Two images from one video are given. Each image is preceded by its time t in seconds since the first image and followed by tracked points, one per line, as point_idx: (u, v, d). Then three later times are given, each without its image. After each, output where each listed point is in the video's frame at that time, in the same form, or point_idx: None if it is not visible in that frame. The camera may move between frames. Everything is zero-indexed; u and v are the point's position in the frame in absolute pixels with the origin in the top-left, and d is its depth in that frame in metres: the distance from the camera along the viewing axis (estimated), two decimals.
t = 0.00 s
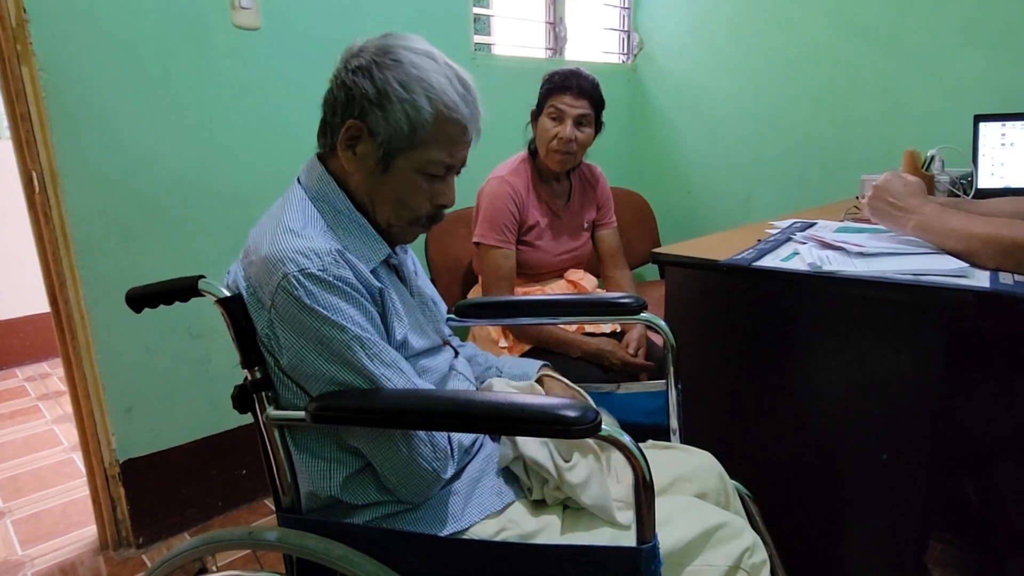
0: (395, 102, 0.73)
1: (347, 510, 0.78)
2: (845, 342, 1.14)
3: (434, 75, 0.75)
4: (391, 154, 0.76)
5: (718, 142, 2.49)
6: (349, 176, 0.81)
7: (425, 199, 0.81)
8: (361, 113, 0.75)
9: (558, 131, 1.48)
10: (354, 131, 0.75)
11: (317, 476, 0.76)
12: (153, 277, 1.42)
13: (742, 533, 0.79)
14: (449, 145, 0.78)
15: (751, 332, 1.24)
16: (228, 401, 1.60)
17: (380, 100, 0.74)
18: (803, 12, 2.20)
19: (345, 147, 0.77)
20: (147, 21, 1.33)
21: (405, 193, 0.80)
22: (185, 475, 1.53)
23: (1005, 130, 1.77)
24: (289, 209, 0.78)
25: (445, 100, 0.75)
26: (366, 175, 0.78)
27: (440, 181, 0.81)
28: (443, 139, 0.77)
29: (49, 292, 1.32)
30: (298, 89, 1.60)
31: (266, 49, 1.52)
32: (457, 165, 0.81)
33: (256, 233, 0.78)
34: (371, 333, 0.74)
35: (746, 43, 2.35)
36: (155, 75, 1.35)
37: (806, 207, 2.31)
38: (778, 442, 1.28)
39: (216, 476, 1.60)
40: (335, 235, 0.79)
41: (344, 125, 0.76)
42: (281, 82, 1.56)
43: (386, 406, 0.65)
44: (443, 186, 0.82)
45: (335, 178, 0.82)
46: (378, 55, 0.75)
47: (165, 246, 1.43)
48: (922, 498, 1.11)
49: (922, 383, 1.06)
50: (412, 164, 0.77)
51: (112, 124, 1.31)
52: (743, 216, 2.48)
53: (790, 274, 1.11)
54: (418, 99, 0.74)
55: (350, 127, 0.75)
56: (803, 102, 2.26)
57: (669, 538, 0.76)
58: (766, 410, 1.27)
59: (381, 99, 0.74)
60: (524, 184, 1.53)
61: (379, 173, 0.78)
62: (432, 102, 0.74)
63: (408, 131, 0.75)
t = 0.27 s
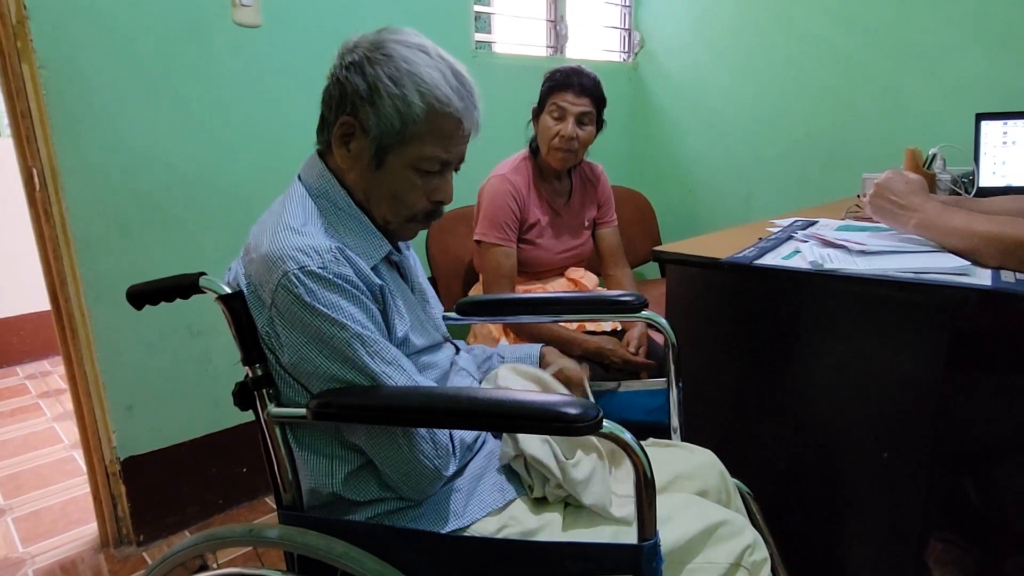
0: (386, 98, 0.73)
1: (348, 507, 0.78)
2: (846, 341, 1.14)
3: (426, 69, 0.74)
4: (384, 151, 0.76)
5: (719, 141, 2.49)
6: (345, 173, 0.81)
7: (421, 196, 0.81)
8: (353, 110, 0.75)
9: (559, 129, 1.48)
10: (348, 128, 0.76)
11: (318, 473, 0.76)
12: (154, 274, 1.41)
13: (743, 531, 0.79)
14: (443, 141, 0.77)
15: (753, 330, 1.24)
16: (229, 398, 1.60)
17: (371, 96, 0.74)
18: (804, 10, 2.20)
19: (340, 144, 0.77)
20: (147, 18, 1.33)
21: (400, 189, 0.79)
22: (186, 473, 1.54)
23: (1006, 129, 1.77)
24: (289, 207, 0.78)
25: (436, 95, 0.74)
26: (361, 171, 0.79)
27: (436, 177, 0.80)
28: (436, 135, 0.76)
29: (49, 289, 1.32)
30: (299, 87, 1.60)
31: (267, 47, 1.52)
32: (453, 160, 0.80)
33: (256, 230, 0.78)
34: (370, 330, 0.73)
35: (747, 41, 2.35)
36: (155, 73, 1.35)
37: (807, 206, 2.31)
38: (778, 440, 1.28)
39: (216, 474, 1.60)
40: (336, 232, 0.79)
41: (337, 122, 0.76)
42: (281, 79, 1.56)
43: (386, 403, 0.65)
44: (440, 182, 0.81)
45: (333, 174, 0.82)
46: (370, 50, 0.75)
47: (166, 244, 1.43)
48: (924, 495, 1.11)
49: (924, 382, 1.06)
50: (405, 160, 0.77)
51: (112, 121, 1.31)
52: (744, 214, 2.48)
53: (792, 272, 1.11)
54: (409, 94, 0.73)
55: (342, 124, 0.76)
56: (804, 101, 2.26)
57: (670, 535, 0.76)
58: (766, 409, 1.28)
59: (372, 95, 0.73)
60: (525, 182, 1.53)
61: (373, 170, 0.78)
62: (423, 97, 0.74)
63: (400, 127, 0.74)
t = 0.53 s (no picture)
0: (381, 95, 0.73)
1: (349, 505, 0.78)
2: (847, 340, 1.14)
3: (421, 66, 0.74)
4: (380, 149, 0.76)
5: (719, 139, 2.49)
6: (342, 171, 0.81)
7: (418, 193, 0.80)
8: (348, 108, 0.75)
9: (561, 128, 1.48)
10: (343, 126, 0.76)
11: (319, 471, 0.76)
12: (154, 273, 1.41)
13: (744, 530, 0.79)
14: (439, 138, 0.77)
15: (754, 329, 1.24)
16: (229, 397, 1.59)
17: (366, 94, 0.73)
18: (805, 9, 2.20)
19: (336, 142, 0.77)
20: (148, 16, 1.33)
21: (397, 187, 0.79)
22: (186, 472, 1.54)
23: (1007, 128, 1.77)
24: (289, 207, 0.77)
25: (432, 91, 0.74)
26: (358, 169, 0.79)
27: (433, 174, 0.80)
28: (432, 131, 0.76)
29: (50, 288, 1.32)
30: (300, 86, 1.60)
31: (267, 46, 1.52)
32: (450, 157, 0.80)
33: (256, 228, 0.78)
34: (368, 328, 0.73)
35: (748, 40, 2.35)
36: (156, 71, 1.35)
37: (807, 205, 2.31)
38: (779, 440, 1.28)
39: (216, 473, 1.60)
40: (336, 231, 0.79)
41: (333, 121, 0.76)
42: (282, 78, 1.56)
43: (385, 402, 0.64)
44: (437, 180, 0.81)
45: (331, 172, 0.81)
46: (364, 48, 0.75)
47: (166, 243, 1.43)
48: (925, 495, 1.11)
49: (925, 381, 1.06)
50: (401, 157, 0.77)
51: (112, 120, 1.31)
52: (744, 213, 2.47)
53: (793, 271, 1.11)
54: (404, 91, 0.73)
55: (338, 122, 0.75)
56: (805, 100, 2.26)
57: (671, 535, 0.76)
58: (767, 408, 1.28)
59: (367, 93, 0.73)
60: (526, 181, 1.53)
61: (370, 168, 0.78)
62: (418, 94, 0.74)
63: (395, 124, 0.74)
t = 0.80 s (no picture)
0: (390, 102, 0.73)
1: (349, 504, 0.79)
2: (847, 340, 1.14)
3: (431, 72, 0.74)
4: (388, 154, 0.76)
5: (720, 139, 2.49)
6: (346, 173, 0.81)
7: (424, 197, 0.81)
8: (357, 113, 0.75)
9: (562, 128, 1.48)
10: (351, 132, 0.76)
11: (320, 470, 0.76)
12: (155, 272, 1.42)
13: (744, 530, 0.79)
14: (447, 143, 0.78)
15: (754, 329, 1.24)
16: (230, 396, 1.60)
17: (376, 100, 0.73)
18: (806, 8, 2.20)
19: (343, 146, 0.77)
20: (148, 15, 1.33)
21: (404, 191, 0.80)
22: (187, 470, 1.54)
23: (1008, 128, 1.77)
24: (290, 207, 0.78)
25: (441, 98, 0.74)
26: (365, 173, 0.79)
27: (439, 178, 0.80)
28: (440, 137, 0.77)
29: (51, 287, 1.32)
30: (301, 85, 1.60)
31: (268, 45, 1.52)
32: (456, 162, 0.81)
33: (257, 228, 0.78)
34: (371, 329, 0.73)
35: (748, 40, 2.34)
36: (157, 70, 1.35)
37: (808, 204, 2.31)
38: (779, 439, 1.28)
39: (217, 472, 1.60)
40: (337, 231, 0.79)
41: (341, 125, 0.76)
42: (283, 77, 1.56)
43: (387, 403, 0.65)
44: (442, 184, 0.81)
45: (335, 174, 0.81)
46: (373, 53, 0.74)
47: (167, 241, 1.43)
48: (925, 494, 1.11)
49: (925, 381, 1.06)
50: (409, 163, 0.77)
51: (113, 119, 1.31)
52: (745, 213, 2.47)
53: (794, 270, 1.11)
54: (414, 99, 0.73)
55: (345, 128, 0.75)
56: (805, 99, 2.26)
57: (670, 534, 0.76)
58: (767, 407, 1.28)
59: (376, 99, 0.73)
60: (527, 181, 1.53)
61: (376, 172, 0.78)
62: (428, 100, 0.74)
63: (404, 130, 0.74)
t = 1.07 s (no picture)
0: (389, 99, 0.73)
1: (350, 504, 0.79)
2: (848, 340, 1.14)
3: (429, 70, 0.74)
4: (387, 152, 0.76)
5: (721, 139, 2.48)
6: (345, 171, 0.81)
7: (424, 195, 0.81)
8: (355, 111, 0.75)
9: (563, 128, 1.48)
10: (350, 129, 0.76)
11: (320, 470, 0.76)
12: (156, 271, 1.42)
13: (744, 530, 0.79)
14: (445, 141, 0.77)
15: (755, 329, 1.24)
16: (230, 395, 1.60)
17: (374, 98, 0.73)
18: (807, 8, 2.19)
19: (342, 145, 0.77)
20: (149, 14, 1.33)
21: (403, 189, 0.80)
22: (187, 469, 1.54)
23: (1009, 128, 1.77)
24: (290, 207, 0.78)
25: (439, 95, 0.74)
26: (364, 171, 0.79)
27: (438, 176, 0.80)
28: (439, 135, 0.77)
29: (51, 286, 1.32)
30: (301, 84, 1.60)
31: (269, 44, 1.52)
32: (455, 159, 0.81)
33: (258, 228, 0.78)
34: (371, 329, 0.73)
35: (749, 39, 2.34)
36: (158, 70, 1.35)
37: (809, 204, 2.31)
38: (780, 439, 1.28)
39: (217, 471, 1.60)
40: (337, 231, 0.79)
41: (339, 123, 0.76)
42: (284, 76, 1.56)
43: (387, 402, 0.65)
44: (441, 181, 0.81)
45: (335, 172, 0.81)
46: (371, 50, 0.74)
47: (168, 240, 1.43)
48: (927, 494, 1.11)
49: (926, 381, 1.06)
50: (408, 160, 0.77)
51: (114, 118, 1.31)
52: (746, 212, 2.47)
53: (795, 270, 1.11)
54: (413, 96, 0.73)
55: (344, 125, 0.75)
56: (806, 99, 2.26)
57: (671, 535, 0.76)
58: (767, 407, 1.28)
59: (375, 96, 0.73)
60: (527, 180, 1.53)
61: (376, 170, 0.78)
62: (426, 97, 0.74)
63: (403, 128, 0.74)
